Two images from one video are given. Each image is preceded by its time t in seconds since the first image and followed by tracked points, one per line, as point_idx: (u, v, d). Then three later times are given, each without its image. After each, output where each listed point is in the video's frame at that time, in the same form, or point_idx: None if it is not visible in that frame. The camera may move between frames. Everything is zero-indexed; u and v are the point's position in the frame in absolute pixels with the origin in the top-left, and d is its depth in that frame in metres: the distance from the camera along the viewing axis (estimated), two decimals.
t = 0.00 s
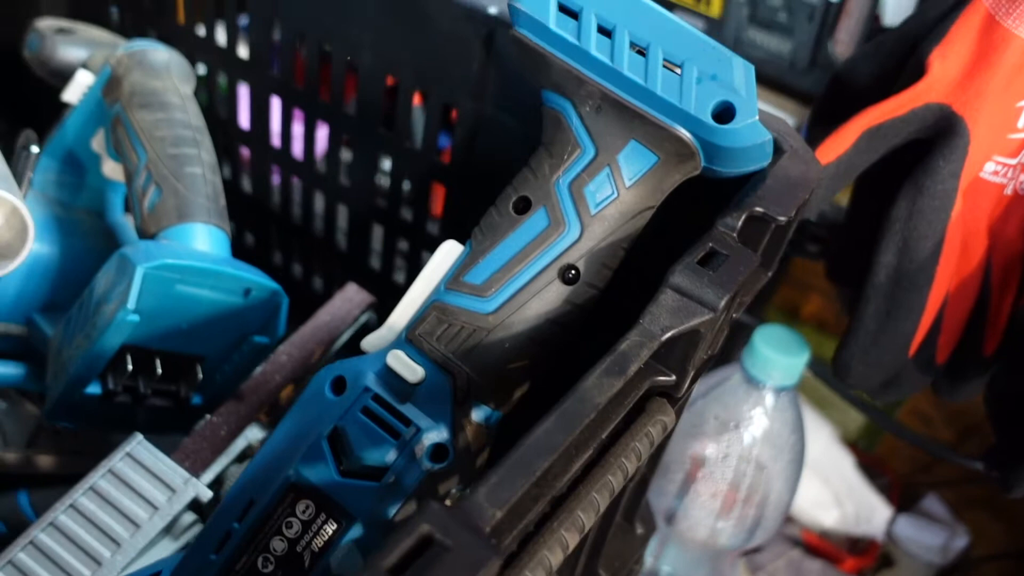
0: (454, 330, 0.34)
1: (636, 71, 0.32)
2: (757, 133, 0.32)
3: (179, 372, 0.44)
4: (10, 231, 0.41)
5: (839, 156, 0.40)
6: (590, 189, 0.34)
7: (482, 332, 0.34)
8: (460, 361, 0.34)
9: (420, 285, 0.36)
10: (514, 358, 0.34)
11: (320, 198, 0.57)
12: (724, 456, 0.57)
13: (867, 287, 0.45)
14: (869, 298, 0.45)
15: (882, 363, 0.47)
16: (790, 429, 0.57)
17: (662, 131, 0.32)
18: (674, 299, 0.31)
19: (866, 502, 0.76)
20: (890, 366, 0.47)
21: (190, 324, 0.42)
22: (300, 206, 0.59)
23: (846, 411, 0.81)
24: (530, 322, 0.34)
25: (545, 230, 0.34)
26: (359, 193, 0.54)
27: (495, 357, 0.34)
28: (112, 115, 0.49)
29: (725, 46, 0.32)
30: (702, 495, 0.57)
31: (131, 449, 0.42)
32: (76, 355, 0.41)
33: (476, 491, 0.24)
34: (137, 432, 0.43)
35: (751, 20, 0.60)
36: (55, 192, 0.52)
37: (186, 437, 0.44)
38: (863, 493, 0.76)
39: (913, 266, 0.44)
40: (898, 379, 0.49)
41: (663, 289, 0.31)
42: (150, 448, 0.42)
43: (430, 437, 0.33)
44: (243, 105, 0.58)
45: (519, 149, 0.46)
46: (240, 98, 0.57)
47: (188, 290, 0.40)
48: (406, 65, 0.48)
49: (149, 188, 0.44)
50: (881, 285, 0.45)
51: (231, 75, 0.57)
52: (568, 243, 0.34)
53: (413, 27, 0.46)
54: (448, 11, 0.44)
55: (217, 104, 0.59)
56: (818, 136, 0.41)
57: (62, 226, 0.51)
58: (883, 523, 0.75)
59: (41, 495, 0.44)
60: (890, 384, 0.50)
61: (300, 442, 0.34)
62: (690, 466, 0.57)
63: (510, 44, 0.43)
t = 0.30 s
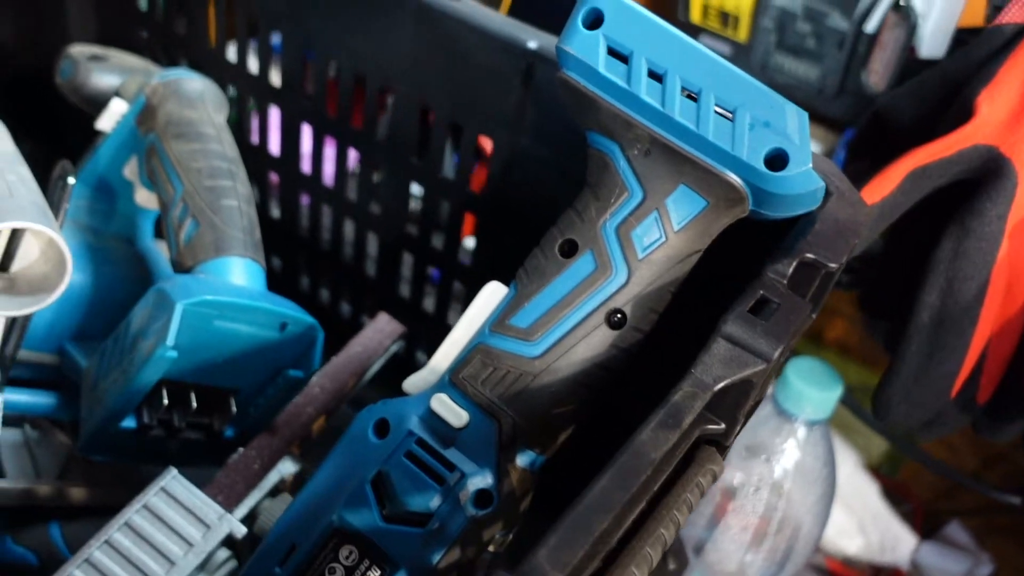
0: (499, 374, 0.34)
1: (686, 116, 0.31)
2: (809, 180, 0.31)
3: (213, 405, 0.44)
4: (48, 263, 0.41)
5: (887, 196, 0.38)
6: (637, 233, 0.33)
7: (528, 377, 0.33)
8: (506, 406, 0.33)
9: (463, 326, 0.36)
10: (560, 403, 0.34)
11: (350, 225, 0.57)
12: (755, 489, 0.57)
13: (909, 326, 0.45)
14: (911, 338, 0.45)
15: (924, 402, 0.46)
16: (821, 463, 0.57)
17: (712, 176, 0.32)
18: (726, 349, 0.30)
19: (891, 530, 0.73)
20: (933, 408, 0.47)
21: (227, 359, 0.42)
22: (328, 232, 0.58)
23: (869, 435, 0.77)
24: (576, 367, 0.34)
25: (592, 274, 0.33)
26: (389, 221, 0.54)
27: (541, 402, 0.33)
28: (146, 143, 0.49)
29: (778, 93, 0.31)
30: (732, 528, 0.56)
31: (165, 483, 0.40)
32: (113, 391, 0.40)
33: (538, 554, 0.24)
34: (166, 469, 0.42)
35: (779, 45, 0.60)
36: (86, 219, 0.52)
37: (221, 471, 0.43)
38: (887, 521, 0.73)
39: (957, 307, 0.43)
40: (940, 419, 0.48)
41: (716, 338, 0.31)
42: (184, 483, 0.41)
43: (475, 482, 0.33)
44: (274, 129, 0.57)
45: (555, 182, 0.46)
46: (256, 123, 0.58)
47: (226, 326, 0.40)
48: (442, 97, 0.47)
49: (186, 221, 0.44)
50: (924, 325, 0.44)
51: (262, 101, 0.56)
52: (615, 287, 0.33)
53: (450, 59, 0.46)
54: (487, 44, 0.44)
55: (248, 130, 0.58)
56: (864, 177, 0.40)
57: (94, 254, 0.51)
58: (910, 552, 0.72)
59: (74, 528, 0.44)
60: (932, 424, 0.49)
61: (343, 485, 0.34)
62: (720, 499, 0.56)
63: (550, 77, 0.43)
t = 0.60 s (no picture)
0: (556, 417, 0.33)
1: (752, 159, 0.31)
2: (877, 226, 0.31)
3: (255, 438, 0.43)
4: (92, 294, 0.40)
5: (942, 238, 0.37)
6: (698, 275, 0.33)
7: (586, 422, 0.33)
8: (562, 451, 0.33)
9: (516, 366, 0.35)
10: (616, 448, 0.33)
11: (387, 250, 0.56)
12: (795, 524, 0.54)
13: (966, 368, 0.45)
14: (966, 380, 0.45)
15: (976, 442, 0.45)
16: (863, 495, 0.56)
17: (778, 220, 0.31)
18: (792, 398, 0.30)
19: (924, 561, 0.70)
20: (985, 448, 0.46)
21: (271, 391, 0.41)
22: (364, 257, 0.58)
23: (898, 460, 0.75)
24: (635, 412, 0.33)
25: (651, 317, 0.33)
26: (428, 249, 0.54)
27: (598, 447, 0.33)
28: (188, 170, 0.49)
29: (848, 137, 0.31)
30: (772, 562, 0.53)
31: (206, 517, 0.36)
32: (157, 424, 0.40)
33: None
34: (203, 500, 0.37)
35: (816, 69, 0.61)
36: (123, 244, 0.52)
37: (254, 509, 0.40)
38: (920, 551, 0.70)
39: (1016, 348, 0.44)
40: (991, 460, 0.47)
41: (782, 387, 0.30)
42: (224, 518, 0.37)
43: (530, 527, 0.33)
44: (313, 151, 0.57)
45: (600, 214, 0.45)
46: (290, 141, 0.58)
47: (272, 359, 0.40)
48: (486, 126, 0.47)
49: (230, 251, 0.43)
50: (980, 367, 0.45)
51: (300, 127, 0.56)
52: (675, 331, 0.33)
53: (497, 89, 0.46)
54: (534, 76, 0.44)
55: (286, 155, 0.58)
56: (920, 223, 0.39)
57: (133, 280, 0.51)
58: None
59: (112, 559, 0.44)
60: (983, 464, 0.48)
61: (396, 530, 0.33)
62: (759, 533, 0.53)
63: (598, 109, 0.42)
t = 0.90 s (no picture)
0: (626, 456, 0.33)
1: (830, 200, 0.30)
2: (959, 269, 0.30)
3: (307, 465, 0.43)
4: (151, 320, 0.40)
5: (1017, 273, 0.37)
6: (770, 314, 0.32)
7: (656, 461, 0.33)
8: (631, 491, 0.33)
9: (583, 402, 0.35)
10: (686, 489, 0.33)
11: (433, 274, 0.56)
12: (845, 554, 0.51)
13: None
14: None
15: None
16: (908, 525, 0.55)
17: (855, 262, 0.31)
18: (872, 444, 0.29)
19: None
20: None
21: (326, 420, 0.41)
22: (409, 280, 0.58)
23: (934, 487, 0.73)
24: (705, 452, 0.33)
25: (723, 357, 0.32)
26: (476, 274, 0.53)
27: (668, 488, 0.33)
28: (240, 194, 0.49)
29: (929, 180, 0.30)
30: None
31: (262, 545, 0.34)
32: (215, 452, 0.40)
33: None
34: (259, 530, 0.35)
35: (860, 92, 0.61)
36: (173, 266, 0.53)
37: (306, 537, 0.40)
38: None
39: None
40: None
41: (861, 432, 0.30)
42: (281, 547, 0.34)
43: (599, 567, 0.32)
44: (360, 171, 0.57)
45: (656, 243, 0.45)
46: (335, 156, 0.58)
47: (330, 389, 0.40)
48: (541, 153, 0.47)
49: (286, 278, 0.43)
50: None
51: (348, 149, 0.56)
52: (747, 371, 0.32)
53: (552, 117, 0.45)
54: (593, 105, 0.43)
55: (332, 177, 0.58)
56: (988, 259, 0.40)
57: (182, 303, 0.52)
58: None
59: None
60: None
61: (463, 567, 0.33)
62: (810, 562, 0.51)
63: (658, 138, 0.42)
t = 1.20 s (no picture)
0: (694, 495, 0.34)
1: (904, 244, 0.30)
2: None
3: (364, 491, 0.43)
4: (211, 348, 0.41)
5: None
6: (840, 356, 0.32)
7: (724, 499, 0.33)
8: (697, 528, 0.34)
9: (649, 439, 0.35)
10: (754, 528, 0.34)
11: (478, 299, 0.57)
12: None
13: None
14: None
15: None
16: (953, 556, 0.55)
17: (928, 306, 0.31)
18: (948, 490, 0.30)
19: None
20: None
21: (384, 450, 0.41)
22: (454, 303, 0.58)
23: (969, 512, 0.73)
24: (772, 492, 0.33)
25: (793, 399, 0.33)
26: (523, 300, 0.54)
27: (736, 526, 0.33)
28: (295, 220, 0.49)
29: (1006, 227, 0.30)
30: None
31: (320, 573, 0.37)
32: (274, 481, 0.40)
33: None
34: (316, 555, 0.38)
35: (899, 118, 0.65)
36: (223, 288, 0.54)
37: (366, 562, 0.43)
38: None
39: None
40: None
41: (936, 478, 0.30)
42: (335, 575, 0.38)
43: None
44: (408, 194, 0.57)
45: (711, 275, 0.45)
46: (382, 178, 0.58)
47: (390, 419, 0.40)
48: (596, 184, 0.47)
49: (343, 306, 0.44)
50: None
51: (397, 173, 0.56)
52: (816, 413, 0.32)
53: (608, 148, 0.46)
54: (651, 138, 0.44)
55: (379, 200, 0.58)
56: None
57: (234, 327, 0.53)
58: None
59: None
60: None
61: None
62: None
63: (716, 171, 0.42)
